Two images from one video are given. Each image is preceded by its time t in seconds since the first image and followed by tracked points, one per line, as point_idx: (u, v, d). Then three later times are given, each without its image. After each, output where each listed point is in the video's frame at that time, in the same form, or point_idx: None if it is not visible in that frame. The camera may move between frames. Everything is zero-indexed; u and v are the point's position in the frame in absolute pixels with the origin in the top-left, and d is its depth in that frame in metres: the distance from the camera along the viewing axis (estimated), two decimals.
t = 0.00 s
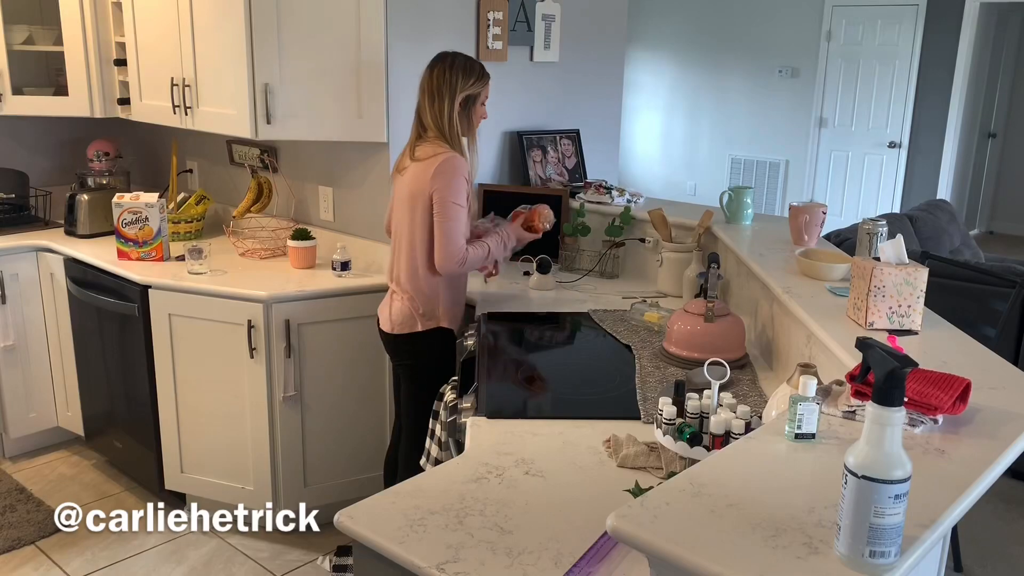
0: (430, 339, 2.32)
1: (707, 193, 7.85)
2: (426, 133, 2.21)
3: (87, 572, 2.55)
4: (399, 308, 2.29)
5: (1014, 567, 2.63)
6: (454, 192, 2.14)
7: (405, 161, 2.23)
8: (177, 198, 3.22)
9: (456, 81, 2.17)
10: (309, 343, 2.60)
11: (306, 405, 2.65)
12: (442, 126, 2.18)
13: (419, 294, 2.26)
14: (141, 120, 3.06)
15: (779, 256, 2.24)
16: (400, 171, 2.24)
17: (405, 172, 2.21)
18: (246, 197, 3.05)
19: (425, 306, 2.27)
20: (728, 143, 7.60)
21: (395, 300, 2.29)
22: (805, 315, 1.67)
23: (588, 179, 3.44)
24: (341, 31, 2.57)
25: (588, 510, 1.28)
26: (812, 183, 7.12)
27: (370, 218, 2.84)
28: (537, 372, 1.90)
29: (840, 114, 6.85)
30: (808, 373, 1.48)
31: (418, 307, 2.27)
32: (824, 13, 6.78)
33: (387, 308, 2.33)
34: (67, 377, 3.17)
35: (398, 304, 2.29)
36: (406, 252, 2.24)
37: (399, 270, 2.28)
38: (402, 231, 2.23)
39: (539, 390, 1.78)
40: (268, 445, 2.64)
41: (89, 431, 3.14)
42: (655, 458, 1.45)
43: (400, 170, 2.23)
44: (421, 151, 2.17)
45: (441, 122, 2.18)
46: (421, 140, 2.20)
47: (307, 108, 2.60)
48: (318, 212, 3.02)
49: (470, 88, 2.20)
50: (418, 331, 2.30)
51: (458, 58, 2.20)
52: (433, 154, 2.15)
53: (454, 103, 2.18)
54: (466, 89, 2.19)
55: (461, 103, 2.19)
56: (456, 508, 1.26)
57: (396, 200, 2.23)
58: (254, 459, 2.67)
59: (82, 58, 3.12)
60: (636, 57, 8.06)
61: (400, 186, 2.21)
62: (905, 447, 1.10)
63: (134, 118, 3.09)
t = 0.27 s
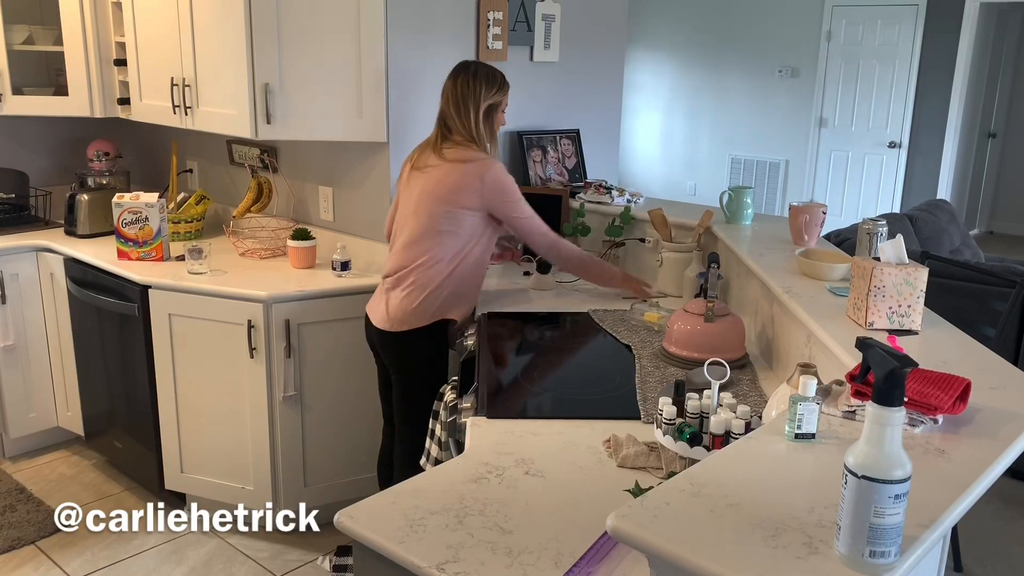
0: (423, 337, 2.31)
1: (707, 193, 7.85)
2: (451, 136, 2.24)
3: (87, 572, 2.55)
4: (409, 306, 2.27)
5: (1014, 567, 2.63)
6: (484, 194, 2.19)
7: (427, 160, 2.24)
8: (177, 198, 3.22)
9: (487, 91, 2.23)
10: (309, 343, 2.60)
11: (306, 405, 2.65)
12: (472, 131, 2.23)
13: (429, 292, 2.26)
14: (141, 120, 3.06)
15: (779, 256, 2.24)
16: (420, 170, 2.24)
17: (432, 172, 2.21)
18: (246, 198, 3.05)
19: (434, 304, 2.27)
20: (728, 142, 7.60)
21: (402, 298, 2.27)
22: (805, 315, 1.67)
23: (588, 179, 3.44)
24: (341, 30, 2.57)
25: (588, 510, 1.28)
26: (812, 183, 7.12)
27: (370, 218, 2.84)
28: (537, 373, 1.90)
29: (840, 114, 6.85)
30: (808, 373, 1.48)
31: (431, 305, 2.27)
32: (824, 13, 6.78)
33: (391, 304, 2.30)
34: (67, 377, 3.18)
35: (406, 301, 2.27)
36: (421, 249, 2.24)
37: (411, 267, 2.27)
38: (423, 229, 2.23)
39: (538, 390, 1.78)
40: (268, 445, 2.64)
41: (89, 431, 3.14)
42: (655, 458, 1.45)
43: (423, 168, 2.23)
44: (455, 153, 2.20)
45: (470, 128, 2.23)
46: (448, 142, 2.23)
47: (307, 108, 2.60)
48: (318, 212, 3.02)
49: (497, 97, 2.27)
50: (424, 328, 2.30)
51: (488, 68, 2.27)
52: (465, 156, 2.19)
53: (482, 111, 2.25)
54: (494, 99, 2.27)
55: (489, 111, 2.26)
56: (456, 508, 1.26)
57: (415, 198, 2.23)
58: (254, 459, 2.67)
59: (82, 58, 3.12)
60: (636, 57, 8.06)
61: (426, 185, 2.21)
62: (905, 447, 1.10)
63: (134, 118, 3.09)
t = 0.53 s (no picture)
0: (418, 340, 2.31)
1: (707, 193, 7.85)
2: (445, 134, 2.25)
3: (87, 572, 2.55)
4: (404, 304, 2.27)
5: (1014, 567, 2.63)
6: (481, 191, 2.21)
7: (421, 158, 2.23)
8: (177, 198, 3.22)
9: (482, 89, 2.24)
10: (309, 343, 2.60)
11: (307, 405, 2.65)
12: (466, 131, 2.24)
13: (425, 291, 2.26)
14: (141, 120, 3.06)
15: (779, 256, 2.24)
16: (416, 167, 2.24)
17: (427, 170, 2.21)
18: (246, 197, 3.05)
19: (431, 304, 2.28)
20: (728, 142, 7.60)
21: (402, 297, 2.27)
22: (805, 315, 1.67)
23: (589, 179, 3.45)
24: (341, 30, 2.57)
25: (588, 510, 1.28)
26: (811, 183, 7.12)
27: (370, 218, 2.84)
28: (537, 373, 1.90)
29: (840, 114, 6.86)
30: (808, 373, 1.48)
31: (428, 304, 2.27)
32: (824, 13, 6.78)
33: (386, 306, 2.30)
34: (67, 377, 3.18)
35: (401, 302, 2.27)
36: (415, 247, 2.25)
37: (409, 265, 2.27)
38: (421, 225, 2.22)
39: (538, 390, 1.78)
40: (268, 446, 2.64)
41: (89, 431, 3.14)
42: (655, 458, 1.45)
43: (418, 166, 2.23)
44: (449, 152, 2.20)
45: (466, 127, 2.23)
46: (442, 140, 2.24)
47: (307, 108, 2.60)
48: (318, 212, 3.02)
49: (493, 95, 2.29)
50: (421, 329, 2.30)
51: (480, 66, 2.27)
52: (462, 154, 2.19)
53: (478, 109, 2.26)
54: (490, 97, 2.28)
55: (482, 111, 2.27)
56: (456, 508, 1.26)
57: (411, 197, 2.23)
58: (254, 459, 2.67)
59: (82, 58, 3.12)
60: (636, 57, 8.06)
61: (422, 181, 2.21)
62: (905, 446, 1.10)
63: (134, 118, 3.09)
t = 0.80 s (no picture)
0: (395, 373, 2.31)
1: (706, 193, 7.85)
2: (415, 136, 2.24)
3: (87, 572, 2.55)
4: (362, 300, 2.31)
5: (1014, 567, 2.63)
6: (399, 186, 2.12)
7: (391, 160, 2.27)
8: (177, 198, 3.22)
9: (431, 85, 2.19)
10: (309, 343, 2.60)
11: (306, 405, 2.65)
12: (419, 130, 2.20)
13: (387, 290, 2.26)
14: (141, 120, 3.06)
15: (779, 256, 2.24)
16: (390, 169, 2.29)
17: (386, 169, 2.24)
18: (246, 198, 3.05)
19: (381, 303, 2.27)
20: (728, 142, 7.60)
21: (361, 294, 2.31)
22: (805, 315, 1.67)
23: (589, 179, 3.45)
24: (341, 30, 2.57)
25: (588, 510, 1.29)
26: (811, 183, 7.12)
27: (370, 218, 2.84)
28: (536, 373, 1.90)
29: (840, 114, 6.86)
30: (808, 373, 1.48)
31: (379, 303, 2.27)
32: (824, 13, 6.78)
33: (356, 303, 2.33)
34: (67, 377, 3.18)
35: (366, 300, 2.28)
36: (376, 245, 2.24)
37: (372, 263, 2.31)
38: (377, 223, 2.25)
39: (538, 390, 1.78)
40: (268, 446, 2.64)
41: (89, 431, 3.14)
42: (655, 458, 1.45)
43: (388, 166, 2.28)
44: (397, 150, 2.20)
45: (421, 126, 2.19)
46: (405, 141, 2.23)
47: (307, 108, 2.60)
48: (318, 212, 3.02)
49: (462, 92, 2.20)
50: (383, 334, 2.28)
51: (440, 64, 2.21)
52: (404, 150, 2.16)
53: (443, 106, 2.20)
54: (459, 94, 2.20)
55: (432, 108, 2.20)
56: (456, 508, 1.26)
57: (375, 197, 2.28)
58: (254, 459, 2.67)
59: (82, 59, 3.12)
60: (636, 57, 8.06)
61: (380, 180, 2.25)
62: (905, 446, 1.10)
63: (133, 118, 3.09)
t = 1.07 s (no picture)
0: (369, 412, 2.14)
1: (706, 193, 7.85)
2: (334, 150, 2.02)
3: (87, 572, 2.55)
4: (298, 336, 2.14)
5: (1014, 567, 2.63)
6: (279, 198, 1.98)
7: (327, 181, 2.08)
8: (177, 198, 3.21)
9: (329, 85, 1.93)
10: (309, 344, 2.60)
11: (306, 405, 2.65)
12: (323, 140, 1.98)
13: (303, 323, 2.04)
14: (141, 120, 3.06)
15: (779, 256, 2.24)
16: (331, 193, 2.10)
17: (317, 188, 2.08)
18: (247, 198, 3.05)
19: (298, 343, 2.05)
20: (727, 142, 7.59)
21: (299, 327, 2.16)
22: (805, 315, 1.67)
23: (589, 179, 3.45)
24: (341, 30, 2.57)
25: (588, 510, 1.29)
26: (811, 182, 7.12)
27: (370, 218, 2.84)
28: (536, 373, 1.90)
29: (840, 114, 6.86)
30: (808, 373, 1.48)
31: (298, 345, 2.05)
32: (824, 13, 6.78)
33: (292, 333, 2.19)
34: (67, 377, 3.18)
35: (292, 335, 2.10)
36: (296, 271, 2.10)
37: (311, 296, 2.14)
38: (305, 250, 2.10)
39: (538, 390, 1.78)
40: (267, 446, 2.64)
41: (89, 431, 3.14)
42: (655, 458, 1.45)
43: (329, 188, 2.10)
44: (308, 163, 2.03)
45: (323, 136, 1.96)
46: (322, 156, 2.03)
47: (307, 108, 2.60)
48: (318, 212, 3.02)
49: (350, 91, 1.89)
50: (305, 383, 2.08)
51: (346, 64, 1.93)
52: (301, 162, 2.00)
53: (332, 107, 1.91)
54: (346, 93, 1.89)
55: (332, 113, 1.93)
56: (456, 508, 1.26)
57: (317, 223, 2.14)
58: (253, 459, 2.67)
59: (83, 59, 3.12)
60: (636, 57, 8.06)
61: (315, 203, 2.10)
62: (905, 446, 1.10)
63: (134, 118, 3.09)
